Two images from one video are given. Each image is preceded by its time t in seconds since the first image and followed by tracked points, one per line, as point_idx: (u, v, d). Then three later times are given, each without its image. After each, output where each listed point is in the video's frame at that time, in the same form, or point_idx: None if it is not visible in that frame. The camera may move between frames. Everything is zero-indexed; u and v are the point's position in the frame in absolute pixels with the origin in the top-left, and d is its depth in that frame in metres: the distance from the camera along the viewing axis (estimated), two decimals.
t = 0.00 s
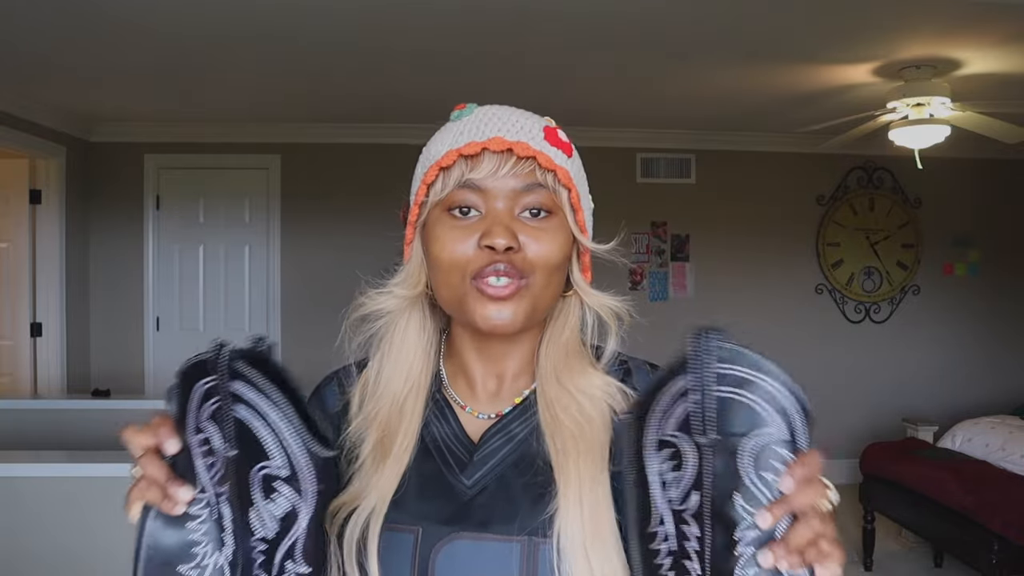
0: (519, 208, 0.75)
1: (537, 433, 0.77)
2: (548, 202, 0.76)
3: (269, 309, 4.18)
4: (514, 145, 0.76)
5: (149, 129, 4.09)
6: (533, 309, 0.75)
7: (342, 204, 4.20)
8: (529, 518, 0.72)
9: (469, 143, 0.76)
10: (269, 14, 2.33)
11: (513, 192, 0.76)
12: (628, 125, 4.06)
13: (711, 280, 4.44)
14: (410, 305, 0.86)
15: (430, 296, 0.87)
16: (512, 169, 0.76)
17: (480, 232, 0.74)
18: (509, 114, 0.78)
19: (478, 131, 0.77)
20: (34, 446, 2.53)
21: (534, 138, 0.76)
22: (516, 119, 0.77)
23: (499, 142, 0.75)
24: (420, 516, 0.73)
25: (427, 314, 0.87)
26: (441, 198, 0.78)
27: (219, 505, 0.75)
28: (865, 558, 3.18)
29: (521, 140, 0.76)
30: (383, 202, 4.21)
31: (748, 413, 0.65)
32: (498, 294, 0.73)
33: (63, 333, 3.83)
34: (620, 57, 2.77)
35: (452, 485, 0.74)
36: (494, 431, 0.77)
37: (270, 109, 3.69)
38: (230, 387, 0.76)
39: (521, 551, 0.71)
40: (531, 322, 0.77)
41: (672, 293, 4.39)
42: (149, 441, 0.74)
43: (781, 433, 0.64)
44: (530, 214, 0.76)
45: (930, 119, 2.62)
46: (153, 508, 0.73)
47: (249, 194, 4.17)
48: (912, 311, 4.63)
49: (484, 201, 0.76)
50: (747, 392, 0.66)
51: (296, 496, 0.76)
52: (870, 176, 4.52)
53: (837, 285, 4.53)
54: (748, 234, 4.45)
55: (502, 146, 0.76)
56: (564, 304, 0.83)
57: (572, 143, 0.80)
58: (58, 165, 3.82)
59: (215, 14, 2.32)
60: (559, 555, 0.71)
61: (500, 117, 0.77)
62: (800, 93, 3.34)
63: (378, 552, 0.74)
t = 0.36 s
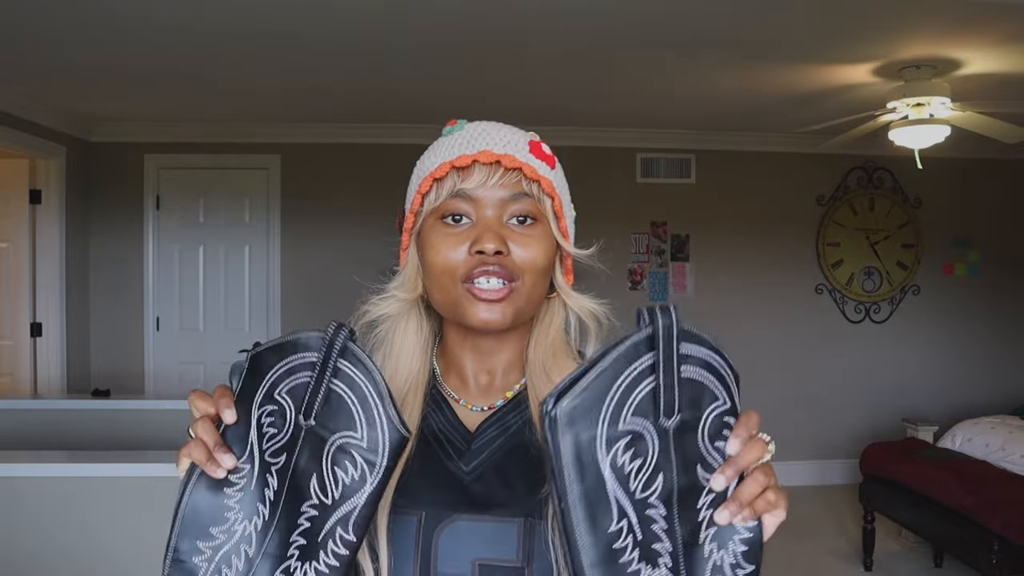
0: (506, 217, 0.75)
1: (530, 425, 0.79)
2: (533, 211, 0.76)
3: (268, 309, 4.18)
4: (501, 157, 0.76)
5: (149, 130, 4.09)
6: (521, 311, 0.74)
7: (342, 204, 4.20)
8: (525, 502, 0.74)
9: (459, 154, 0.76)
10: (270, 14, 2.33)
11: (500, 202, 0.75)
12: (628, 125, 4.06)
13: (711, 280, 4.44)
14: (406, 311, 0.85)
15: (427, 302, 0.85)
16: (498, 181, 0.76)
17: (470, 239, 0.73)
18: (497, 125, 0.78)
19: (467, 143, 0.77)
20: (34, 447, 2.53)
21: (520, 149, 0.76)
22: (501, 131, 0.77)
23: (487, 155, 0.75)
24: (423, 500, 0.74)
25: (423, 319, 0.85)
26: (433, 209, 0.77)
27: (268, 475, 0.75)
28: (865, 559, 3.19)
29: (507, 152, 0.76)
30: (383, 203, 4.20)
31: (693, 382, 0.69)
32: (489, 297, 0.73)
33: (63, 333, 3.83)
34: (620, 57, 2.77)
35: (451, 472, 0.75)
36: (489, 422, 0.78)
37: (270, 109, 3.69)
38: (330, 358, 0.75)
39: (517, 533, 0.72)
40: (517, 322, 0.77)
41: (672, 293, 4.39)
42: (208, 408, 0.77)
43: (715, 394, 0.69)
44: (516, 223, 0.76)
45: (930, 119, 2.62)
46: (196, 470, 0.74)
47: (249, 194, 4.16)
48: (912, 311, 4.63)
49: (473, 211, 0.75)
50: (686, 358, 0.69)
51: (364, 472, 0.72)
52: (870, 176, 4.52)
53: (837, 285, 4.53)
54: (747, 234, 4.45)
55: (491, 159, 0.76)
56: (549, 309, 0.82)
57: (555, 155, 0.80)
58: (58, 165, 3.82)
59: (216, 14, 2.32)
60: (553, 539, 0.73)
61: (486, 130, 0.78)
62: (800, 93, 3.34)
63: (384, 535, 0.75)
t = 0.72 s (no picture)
0: (498, 218, 0.73)
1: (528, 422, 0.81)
2: (523, 212, 0.74)
3: (263, 309, 4.17)
4: (493, 166, 0.74)
5: (142, 129, 4.07)
6: (517, 297, 0.71)
7: (337, 205, 4.20)
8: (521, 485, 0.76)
9: (455, 166, 0.75)
10: (265, 14, 2.32)
11: (492, 205, 0.73)
12: (624, 125, 4.06)
13: (706, 280, 4.44)
14: (418, 300, 0.82)
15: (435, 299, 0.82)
16: (491, 187, 0.74)
17: (465, 240, 0.71)
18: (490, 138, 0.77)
19: (462, 156, 0.75)
20: (27, 448, 2.51)
21: (510, 158, 0.75)
22: (492, 143, 0.76)
23: (480, 164, 0.74)
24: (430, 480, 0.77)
25: (432, 311, 0.82)
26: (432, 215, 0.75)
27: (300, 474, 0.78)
28: (859, 558, 3.20)
29: (498, 162, 0.75)
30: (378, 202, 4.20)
31: (570, 343, 0.63)
32: (485, 297, 0.70)
33: (57, 333, 3.81)
34: (616, 57, 2.77)
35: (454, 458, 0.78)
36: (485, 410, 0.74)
37: (265, 108, 3.68)
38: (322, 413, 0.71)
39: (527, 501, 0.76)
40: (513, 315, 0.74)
41: (667, 293, 4.39)
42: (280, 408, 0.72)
43: (599, 362, 0.63)
44: (509, 224, 0.73)
45: (924, 119, 2.62)
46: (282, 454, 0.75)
47: (244, 194, 4.15)
48: (906, 311, 4.64)
49: (469, 214, 0.73)
50: (567, 315, 0.63)
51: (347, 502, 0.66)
52: (865, 177, 4.54)
53: (832, 285, 4.53)
54: (742, 234, 4.45)
55: (483, 168, 0.74)
56: (542, 302, 0.78)
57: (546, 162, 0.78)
58: (51, 165, 3.80)
59: (210, 14, 2.31)
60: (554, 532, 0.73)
61: (480, 141, 0.77)
62: (795, 93, 3.34)
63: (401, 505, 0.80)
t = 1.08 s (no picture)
0: (510, 223, 0.72)
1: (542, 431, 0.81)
2: (536, 218, 0.73)
3: (263, 309, 4.17)
4: (508, 167, 0.73)
5: (143, 129, 4.07)
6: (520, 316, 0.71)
7: (337, 205, 4.20)
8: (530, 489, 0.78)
9: (469, 163, 0.74)
10: (266, 14, 2.32)
11: (504, 208, 0.72)
12: (624, 125, 4.06)
13: (706, 280, 4.45)
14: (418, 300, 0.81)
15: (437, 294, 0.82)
16: (505, 189, 0.73)
17: (473, 243, 0.71)
18: (508, 135, 0.75)
19: (477, 152, 0.74)
20: (28, 448, 2.51)
21: (527, 161, 0.74)
22: (509, 141, 0.74)
23: (495, 165, 0.73)
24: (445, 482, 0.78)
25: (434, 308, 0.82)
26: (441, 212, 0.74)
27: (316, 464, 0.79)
28: (859, 558, 3.20)
29: (514, 163, 0.73)
30: (379, 202, 4.20)
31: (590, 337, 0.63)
32: (489, 306, 0.70)
33: (57, 333, 3.81)
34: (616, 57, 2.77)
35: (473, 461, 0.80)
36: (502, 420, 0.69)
37: (266, 109, 3.68)
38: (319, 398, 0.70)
39: (530, 512, 0.75)
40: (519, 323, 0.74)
41: (667, 293, 4.39)
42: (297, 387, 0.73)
43: (618, 358, 0.63)
44: (520, 230, 0.72)
45: (924, 119, 2.62)
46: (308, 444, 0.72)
47: (244, 194, 4.15)
48: (907, 311, 4.64)
49: (479, 215, 0.72)
50: (588, 306, 0.63)
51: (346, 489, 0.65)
52: (865, 177, 4.54)
53: (832, 285, 4.54)
54: (742, 234, 4.46)
55: (498, 168, 0.73)
56: (551, 306, 0.79)
57: (563, 164, 0.76)
58: (51, 165, 3.80)
59: (211, 14, 2.31)
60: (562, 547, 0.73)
61: (498, 138, 0.75)
62: (795, 93, 3.34)
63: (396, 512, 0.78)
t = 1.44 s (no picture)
0: (528, 214, 0.72)
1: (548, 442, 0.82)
2: (554, 210, 0.73)
3: (263, 309, 4.17)
4: (527, 156, 0.73)
5: (143, 129, 4.07)
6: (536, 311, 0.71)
7: (337, 205, 4.20)
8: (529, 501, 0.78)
9: (486, 152, 0.74)
10: (266, 14, 2.32)
11: (522, 199, 0.72)
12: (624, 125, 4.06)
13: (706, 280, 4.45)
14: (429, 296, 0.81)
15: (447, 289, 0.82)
16: (524, 179, 0.73)
17: (490, 234, 0.70)
18: (525, 125, 0.75)
19: (494, 141, 0.74)
20: (27, 448, 2.51)
21: (546, 151, 0.74)
22: (529, 131, 0.74)
23: (513, 154, 0.73)
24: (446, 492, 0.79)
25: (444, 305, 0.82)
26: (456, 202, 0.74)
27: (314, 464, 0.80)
28: (859, 558, 3.20)
29: (533, 152, 0.73)
30: (379, 202, 4.20)
31: (612, 327, 0.63)
32: (507, 298, 0.69)
33: (57, 333, 3.81)
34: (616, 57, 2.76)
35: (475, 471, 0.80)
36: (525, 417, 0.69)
37: (266, 109, 3.68)
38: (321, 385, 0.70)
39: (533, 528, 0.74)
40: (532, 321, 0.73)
41: (667, 293, 4.39)
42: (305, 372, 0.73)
43: (640, 350, 0.63)
44: (537, 222, 0.72)
45: (924, 119, 2.62)
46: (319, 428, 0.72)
47: (244, 194, 4.15)
48: (907, 311, 4.64)
49: (496, 205, 0.72)
50: (611, 297, 0.63)
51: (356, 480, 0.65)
52: (865, 177, 4.54)
53: (832, 285, 4.54)
54: (743, 234, 4.46)
55: (516, 157, 0.73)
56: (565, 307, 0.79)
57: (581, 157, 0.77)
58: (51, 165, 3.80)
59: (211, 13, 2.31)
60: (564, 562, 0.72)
61: (516, 127, 0.75)
62: (795, 93, 3.34)
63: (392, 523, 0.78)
